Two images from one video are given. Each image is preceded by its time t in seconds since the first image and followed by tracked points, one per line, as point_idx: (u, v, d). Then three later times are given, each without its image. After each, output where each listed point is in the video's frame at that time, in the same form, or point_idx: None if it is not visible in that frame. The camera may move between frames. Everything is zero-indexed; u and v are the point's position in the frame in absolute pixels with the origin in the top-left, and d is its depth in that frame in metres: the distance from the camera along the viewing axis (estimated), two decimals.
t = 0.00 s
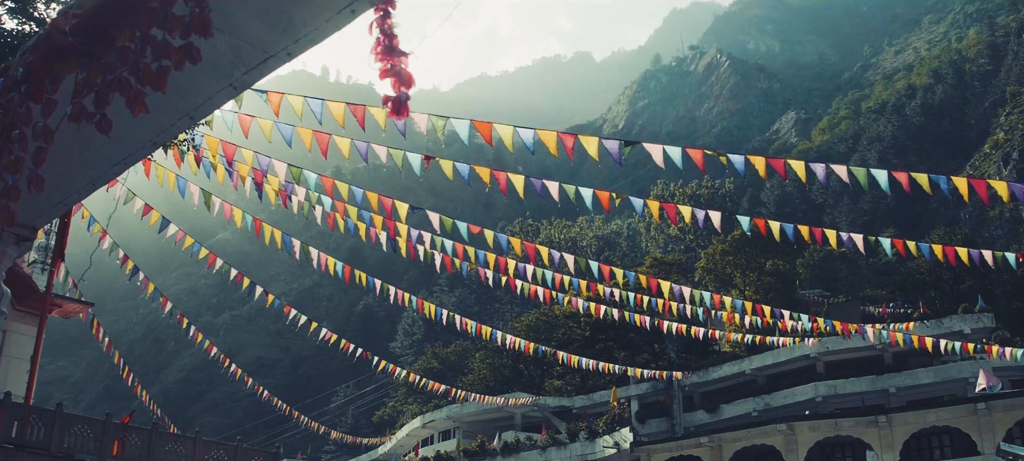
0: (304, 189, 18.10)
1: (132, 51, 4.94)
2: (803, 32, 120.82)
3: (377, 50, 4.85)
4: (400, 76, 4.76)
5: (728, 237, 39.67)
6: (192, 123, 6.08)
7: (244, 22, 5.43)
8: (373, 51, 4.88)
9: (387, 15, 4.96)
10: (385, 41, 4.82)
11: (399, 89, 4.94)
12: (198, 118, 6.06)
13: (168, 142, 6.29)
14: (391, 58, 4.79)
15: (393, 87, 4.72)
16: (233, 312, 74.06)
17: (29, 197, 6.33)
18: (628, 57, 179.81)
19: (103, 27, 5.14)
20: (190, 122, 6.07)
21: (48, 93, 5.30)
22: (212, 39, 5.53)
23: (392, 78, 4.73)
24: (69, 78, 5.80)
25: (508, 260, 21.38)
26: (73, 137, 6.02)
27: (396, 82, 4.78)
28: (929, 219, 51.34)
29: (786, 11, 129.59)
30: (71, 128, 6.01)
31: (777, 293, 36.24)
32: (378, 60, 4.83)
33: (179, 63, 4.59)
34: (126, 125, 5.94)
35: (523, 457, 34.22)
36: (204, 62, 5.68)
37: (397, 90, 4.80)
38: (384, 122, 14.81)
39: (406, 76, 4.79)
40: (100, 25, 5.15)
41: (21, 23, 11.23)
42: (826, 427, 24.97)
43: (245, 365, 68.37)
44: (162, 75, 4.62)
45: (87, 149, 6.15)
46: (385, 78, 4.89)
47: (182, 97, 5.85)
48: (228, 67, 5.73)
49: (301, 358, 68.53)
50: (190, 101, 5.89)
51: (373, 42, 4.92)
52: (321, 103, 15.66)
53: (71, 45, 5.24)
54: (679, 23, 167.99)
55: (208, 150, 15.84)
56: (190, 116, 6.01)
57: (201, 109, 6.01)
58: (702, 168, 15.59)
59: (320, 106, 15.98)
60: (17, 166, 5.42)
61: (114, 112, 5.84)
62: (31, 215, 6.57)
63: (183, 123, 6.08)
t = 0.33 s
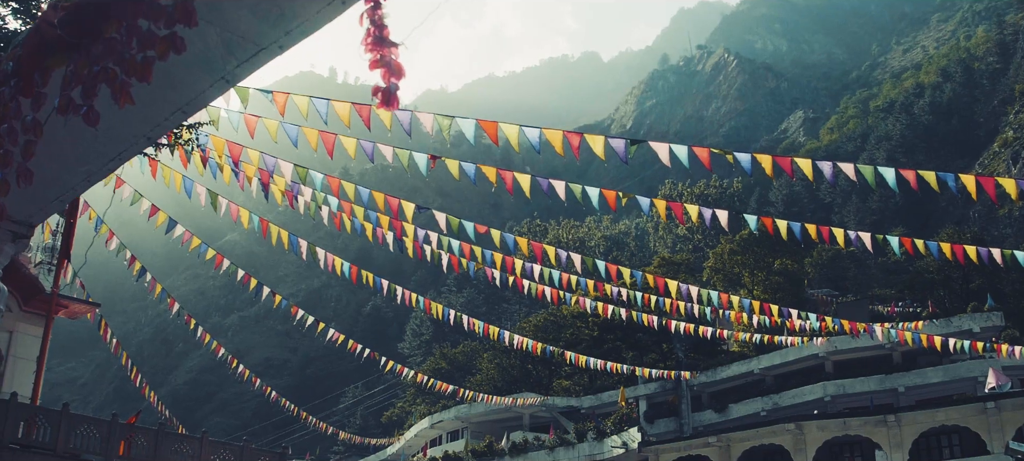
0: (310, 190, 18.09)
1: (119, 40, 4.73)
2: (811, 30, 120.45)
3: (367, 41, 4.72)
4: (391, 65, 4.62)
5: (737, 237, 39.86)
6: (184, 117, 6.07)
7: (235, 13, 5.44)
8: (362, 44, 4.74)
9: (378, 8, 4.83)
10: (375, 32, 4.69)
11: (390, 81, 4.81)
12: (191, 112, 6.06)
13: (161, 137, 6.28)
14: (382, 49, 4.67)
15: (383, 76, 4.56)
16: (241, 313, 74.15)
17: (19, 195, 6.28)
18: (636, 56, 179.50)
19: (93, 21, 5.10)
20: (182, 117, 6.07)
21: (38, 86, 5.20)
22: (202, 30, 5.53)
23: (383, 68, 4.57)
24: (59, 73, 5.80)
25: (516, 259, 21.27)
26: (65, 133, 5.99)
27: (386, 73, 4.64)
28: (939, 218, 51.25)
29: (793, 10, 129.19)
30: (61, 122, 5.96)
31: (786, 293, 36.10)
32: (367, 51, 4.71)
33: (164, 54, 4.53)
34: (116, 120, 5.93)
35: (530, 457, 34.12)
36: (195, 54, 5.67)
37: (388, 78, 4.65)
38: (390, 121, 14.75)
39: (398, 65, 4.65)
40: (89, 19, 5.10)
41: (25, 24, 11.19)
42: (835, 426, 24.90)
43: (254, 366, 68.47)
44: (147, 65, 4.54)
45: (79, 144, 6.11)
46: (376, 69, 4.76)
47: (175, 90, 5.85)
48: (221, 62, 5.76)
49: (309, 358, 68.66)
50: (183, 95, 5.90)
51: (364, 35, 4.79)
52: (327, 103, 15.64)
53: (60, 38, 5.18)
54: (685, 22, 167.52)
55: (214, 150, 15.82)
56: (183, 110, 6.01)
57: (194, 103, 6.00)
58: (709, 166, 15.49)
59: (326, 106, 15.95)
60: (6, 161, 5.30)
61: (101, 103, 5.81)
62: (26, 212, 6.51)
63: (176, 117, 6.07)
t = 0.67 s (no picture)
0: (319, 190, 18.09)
1: (109, 37, 4.63)
2: (820, 28, 119.98)
3: (360, 33, 4.66)
4: (384, 58, 4.58)
5: (748, 236, 39.75)
6: (181, 112, 6.07)
7: (229, 7, 5.46)
8: (355, 35, 4.68)
9: None
10: (368, 23, 4.63)
11: (383, 74, 4.75)
12: (187, 107, 6.06)
13: (158, 133, 6.27)
14: (375, 40, 4.63)
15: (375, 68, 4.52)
16: (251, 315, 74.14)
17: (15, 190, 6.22)
18: (645, 56, 179.18)
19: (81, 9, 4.90)
20: (178, 112, 6.07)
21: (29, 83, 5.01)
22: (194, 23, 5.55)
23: (374, 59, 4.52)
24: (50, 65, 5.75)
25: (525, 259, 21.15)
26: (61, 129, 5.98)
27: (379, 65, 4.59)
28: (950, 216, 51.08)
29: (803, 9, 128.59)
30: (51, 114, 5.87)
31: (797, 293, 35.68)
32: (360, 42, 4.66)
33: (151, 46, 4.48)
34: (109, 115, 5.93)
35: (540, 457, 34.09)
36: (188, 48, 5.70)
37: (380, 71, 4.61)
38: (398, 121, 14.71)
39: (390, 57, 4.62)
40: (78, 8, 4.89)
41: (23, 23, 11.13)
42: (845, 426, 24.80)
43: (264, 367, 68.62)
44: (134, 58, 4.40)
45: (75, 138, 6.06)
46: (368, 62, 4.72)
47: (170, 85, 5.87)
48: (215, 60, 5.79)
49: (319, 359, 68.84)
50: (180, 89, 5.90)
51: (355, 27, 4.71)
52: (334, 103, 15.58)
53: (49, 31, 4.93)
54: (693, 22, 167.06)
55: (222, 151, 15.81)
56: (179, 105, 6.01)
57: (190, 98, 6.01)
58: (717, 165, 15.42)
59: (333, 106, 15.90)
60: None
61: (92, 96, 5.78)
62: (26, 208, 6.43)
63: (172, 113, 6.07)
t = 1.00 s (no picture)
0: (329, 190, 18.09)
1: (99, 26, 4.63)
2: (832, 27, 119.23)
3: (354, 24, 4.62)
4: (377, 48, 4.52)
5: (760, 235, 39.62)
6: (179, 107, 6.04)
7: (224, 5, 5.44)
8: (348, 27, 4.64)
9: None
10: (361, 14, 4.59)
11: (377, 66, 4.69)
12: (185, 101, 6.03)
13: (157, 129, 6.25)
14: (369, 31, 4.59)
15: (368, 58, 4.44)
16: (264, 315, 74.38)
17: (14, 186, 6.21)
18: (657, 55, 178.48)
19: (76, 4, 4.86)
20: (177, 107, 6.04)
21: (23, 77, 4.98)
22: (188, 15, 5.50)
23: (367, 50, 4.47)
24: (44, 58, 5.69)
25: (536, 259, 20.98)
26: (56, 125, 5.90)
27: (373, 56, 4.53)
28: (963, 214, 50.68)
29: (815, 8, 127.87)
30: (44, 108, 5.82)
31: (809, 291, 35.86)
32: (353, 34, 4.61)
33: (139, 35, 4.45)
34: (103, 109, 5.89)
35: (552, 457, 33.97)
36: (191, 45, 5.66)
37: (374, 62, 4.56)
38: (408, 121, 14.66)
39: (384, 49, 4.55)
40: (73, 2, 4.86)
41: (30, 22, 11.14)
42: (858, 425, 24.64)
43: (277, 367, 68.77)
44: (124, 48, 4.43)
45: (74, 135, 6.03)
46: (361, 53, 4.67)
47: (168, 81, 5.83)
48: (216, 59, 5.77)
49: (332, 359, 68.97)
50: (178, 84, 5.87)
51: (349, 17, 4.68)
52: (343, 103, 15.54)
53: (43, 23, 4.90)
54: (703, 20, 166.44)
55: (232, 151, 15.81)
56: (176, 101, 5.98)
57: (188, 94, 5.98)
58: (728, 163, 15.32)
59: (343, 106, 15.84)
60: None
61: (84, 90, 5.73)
62: (28, 206, 6.46)
63: (170, 108, 6.04)
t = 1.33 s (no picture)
0: (341, 189, 18.06)
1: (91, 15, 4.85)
2: (845, 25, 118.38)
3: (349, 15, 4.65)
4: (372, 38, 4.59)
5: (773, 234, 39.46)
6: (177, 101, 6.14)
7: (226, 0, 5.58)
8: (344, 18, 4.67)
9: None
10: (356, 6, 4.62)
11: (370, 55, 4.72)
12: (183, 95, 6.12)
13: (156, 123, 6.36)
14: (363, 22, 4.63)
15: (362, 50, 4.54)
16: (277, 315, 74.59)
17: (16, 185, 6.27)
18: (670, 54, 177.85)
19: None
20: (175, 101, 6.14)
21: (19, 69, 5.10)
22: (184, 8, 5.60)
23: (363, 40, 4.56)
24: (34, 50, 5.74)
25: (547, 258, 20.81)
26: (53, 119, 6.02)
27: (368, 47, 4.61)
28: (976, 214, 49.73)
29: (828, 6, 127.00)
30: (36, 102, 5.90)
31: (823, 290, 35.45)
32: (348, 25, 4.64)
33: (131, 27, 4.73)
34: (96, 100, 5.97)
35: (565, 456, 33.87)
36: (182, 38, 5.76)
37: (369, 53, 4.62)
38: (419, 120, 14.61)
39: (378, 39, 4.63)
40: None
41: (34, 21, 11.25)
42: (872, 424, 24.50)
43: (290, 368, 68.93)
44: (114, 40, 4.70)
45: (73, 130, 6.10)
46: (356, 43, 4.72)
47: (164, 74, 5.93)
48: (212, 53, 5.88)
49: (345, 359, 69.18)
50: (176, 78, 5.97)
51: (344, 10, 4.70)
52: (354, 102, 15.54)
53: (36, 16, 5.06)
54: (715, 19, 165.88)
55: (244, 152, 15.85)
56: (174, 95, 6.08)
57: (185, 88, 6.08)
58: (739, 161, 15.20)
59: (354, 105, 15.80)
60: None
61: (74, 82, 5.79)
62: (28, 203, 6.49)
63: (169, 102, 6.15)
